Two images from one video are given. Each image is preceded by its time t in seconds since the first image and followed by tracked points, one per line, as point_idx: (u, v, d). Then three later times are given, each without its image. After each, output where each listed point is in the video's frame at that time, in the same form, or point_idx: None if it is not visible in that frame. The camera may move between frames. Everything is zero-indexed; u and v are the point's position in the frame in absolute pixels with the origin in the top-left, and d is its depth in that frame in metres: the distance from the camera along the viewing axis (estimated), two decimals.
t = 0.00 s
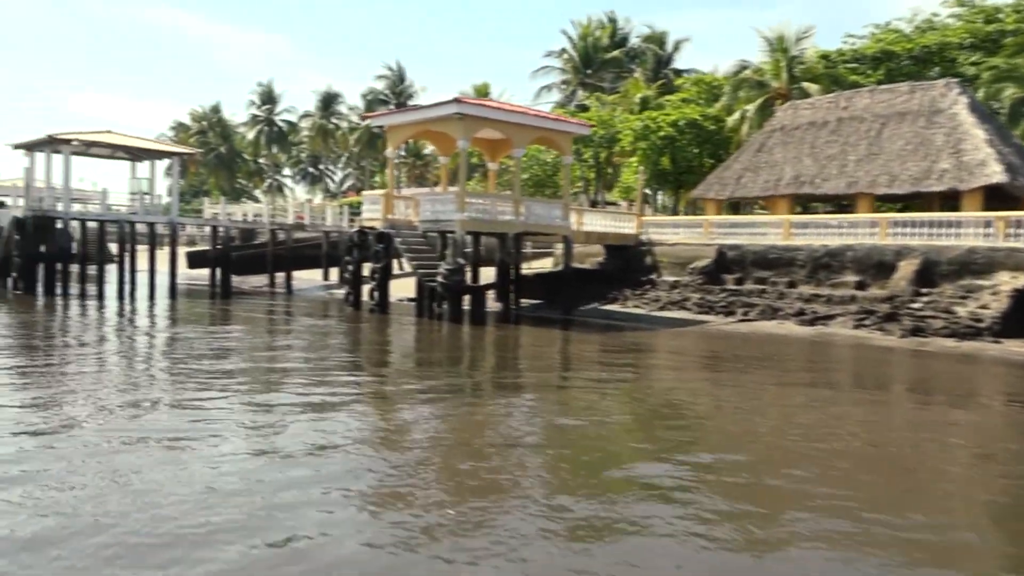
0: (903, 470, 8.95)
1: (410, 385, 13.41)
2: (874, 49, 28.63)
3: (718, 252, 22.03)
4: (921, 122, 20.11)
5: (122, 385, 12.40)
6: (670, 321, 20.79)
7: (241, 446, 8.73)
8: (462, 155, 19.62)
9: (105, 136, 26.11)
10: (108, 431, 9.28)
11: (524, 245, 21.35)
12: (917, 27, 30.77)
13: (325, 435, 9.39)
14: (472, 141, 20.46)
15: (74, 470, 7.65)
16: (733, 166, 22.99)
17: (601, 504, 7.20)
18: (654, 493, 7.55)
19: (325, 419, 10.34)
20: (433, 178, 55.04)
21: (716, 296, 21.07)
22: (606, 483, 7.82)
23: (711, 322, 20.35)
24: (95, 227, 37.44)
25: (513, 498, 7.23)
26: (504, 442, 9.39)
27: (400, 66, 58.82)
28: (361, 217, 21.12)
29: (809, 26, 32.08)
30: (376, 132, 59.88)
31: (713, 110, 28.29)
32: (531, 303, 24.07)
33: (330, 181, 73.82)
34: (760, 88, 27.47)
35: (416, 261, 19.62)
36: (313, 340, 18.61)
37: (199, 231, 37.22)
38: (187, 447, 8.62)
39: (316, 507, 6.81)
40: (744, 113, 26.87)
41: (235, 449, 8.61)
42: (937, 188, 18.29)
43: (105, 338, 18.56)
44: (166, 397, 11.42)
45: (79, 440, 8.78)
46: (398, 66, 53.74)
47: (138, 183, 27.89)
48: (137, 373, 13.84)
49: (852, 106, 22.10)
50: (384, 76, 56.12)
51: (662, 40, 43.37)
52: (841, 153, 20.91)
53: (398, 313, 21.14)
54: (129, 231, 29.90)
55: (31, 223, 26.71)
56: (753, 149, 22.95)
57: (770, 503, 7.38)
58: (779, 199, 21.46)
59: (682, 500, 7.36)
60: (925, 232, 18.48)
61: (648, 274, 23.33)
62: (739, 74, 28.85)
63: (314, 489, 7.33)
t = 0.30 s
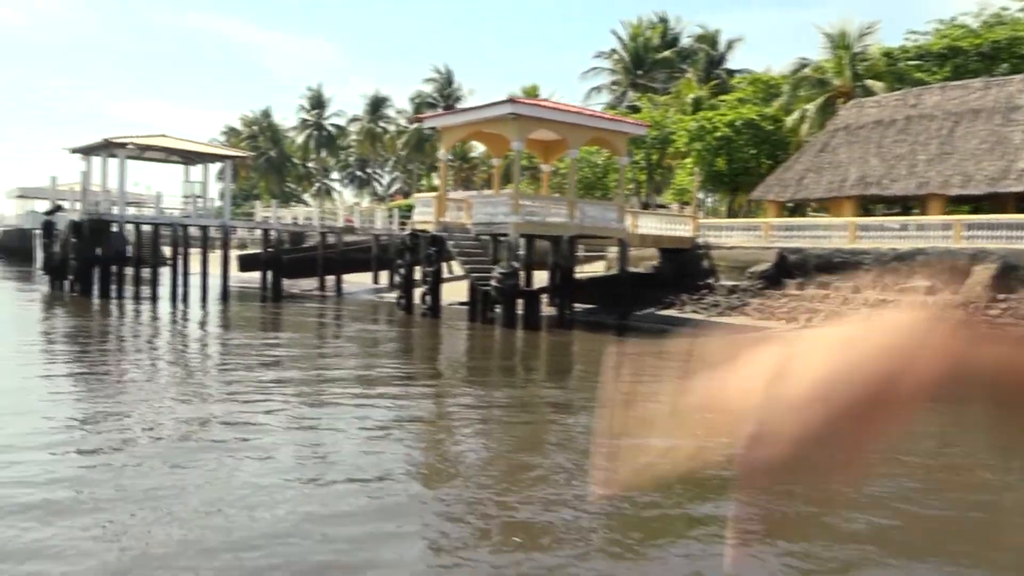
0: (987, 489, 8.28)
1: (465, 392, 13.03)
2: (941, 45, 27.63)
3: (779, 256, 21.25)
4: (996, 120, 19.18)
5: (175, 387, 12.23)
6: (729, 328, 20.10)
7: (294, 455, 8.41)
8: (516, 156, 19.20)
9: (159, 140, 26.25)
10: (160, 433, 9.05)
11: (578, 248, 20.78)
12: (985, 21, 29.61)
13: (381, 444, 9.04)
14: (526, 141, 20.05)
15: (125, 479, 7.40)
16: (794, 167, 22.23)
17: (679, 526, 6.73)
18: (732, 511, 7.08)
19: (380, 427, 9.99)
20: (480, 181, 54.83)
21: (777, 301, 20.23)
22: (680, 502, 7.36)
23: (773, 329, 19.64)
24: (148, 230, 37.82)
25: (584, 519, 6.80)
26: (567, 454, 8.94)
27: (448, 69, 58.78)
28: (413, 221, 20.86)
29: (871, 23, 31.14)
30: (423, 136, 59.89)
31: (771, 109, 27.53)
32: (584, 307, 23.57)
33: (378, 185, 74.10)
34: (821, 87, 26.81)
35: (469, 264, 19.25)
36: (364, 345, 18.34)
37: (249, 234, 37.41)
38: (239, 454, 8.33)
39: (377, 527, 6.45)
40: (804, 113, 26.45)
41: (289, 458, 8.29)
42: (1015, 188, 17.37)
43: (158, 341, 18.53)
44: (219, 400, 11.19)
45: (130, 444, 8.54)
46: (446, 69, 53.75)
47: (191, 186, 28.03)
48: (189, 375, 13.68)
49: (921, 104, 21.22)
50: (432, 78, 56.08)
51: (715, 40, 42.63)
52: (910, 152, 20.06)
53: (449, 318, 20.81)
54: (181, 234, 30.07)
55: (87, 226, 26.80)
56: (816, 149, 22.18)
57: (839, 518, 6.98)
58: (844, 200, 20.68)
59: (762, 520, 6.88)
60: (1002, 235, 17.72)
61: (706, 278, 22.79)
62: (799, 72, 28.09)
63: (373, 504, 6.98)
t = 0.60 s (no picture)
0: None
1: (523, 400, 12.59)
2: (1011, 40, 26.65)
3: (844, 259, 20.27)
4: None
5: (228, 395, 11.98)
6: (793, 334, 19.34)
7: (354, 472, 8.05)
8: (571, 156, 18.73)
9: (212, 142, 26.30)
10: (215, 448, 8.76)
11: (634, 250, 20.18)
12: None
13: (442, 462, 8.64)
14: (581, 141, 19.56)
15: (182, 498, 7.09)
16: (860, 166, 21.39)
17: (775, 556, 6.22)
18: (827, 539, 6.57)
19: (439, 440, 9.60)
20: (528, 182, 54.47)
21: (844, 306, 19.67)
22: (770, 527, 6.86)
23: (839, 336, 18.82)
24: (199, 231, 38.08)
25: (670, 547, 6.32)
26: (637, 472, 8.46)
27: (497, 71, 58.59)
28: (465, 223, 20.48)
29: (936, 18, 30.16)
30: (471, 138, 59.69)
31: (832, 108, 26.71)
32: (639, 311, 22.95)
33: (425, 187, 74.16)
34: (886, 83, 25.80)
35: (523, 266, 18.75)
36: (416, 350, 18.01)
37: (299, 236, 37.49)
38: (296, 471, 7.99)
39: (447, 555, 6.05)
40: (867, 111, 25.62)
41: (348, 475, 7.94)
42: None
43: (210, 345, 18.41)
44: (274, 410, 10.90)
45: (186, 459, 8.26)
46: (495, 70, 53.55)
47: (243, 189, 28.07)
48: (242, 380, 13.45)
49: (996, 100, 20.28)
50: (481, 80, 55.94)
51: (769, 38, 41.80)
52: (986, 151, 19.13)
53: (502, 322, 20.38)
54: (233, 236, 30.14)
55: (142, 229, 26.82)
56: (883, 148, 21.32)
57: (940, 543, 6.56)
58: (914, 200, 19.77)
59: (861, 551, 6.38)
60: None
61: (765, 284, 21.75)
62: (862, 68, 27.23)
63: (441, 528, 6.58)
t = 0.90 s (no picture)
0: None
1: (584, 404, 12.19)
2: None
3: (916, 259, 19.34)
4: None
5: (284, 397, 11.79)
6: (862, 339, 18.49)
7: (415, 483, 7.74)
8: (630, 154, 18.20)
9: (265, 143, 26.33)
10: (271, 454, 8.51)
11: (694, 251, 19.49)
12: None
13: (507, 471, 8.27)
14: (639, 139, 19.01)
15: (240, 508, 6.85)
16: (932, 162, 20.43)
17: None
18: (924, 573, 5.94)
19: (502, 446, 9.25)
20: (579, 182, 53.79)
21: (917, 308, 18.95)
22: (858, 556, 6.26)
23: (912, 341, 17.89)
24: (252, 232, 38.32)
25: None
26: (711, 482, 8.02)
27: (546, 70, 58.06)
28: (520, 223, 20.09)
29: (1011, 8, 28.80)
30: (519, 138, 59.20)
31: (899, 102, 25.61)
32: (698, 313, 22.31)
33: (474, 188, 73.96)
34: (957, 75, 24.74)
35: (580, 266, 18.20)
36: (469, 352, 17.67)
37: (350, 237, 37.51)
38: (356, 480, 7.71)
39: None
40: (938, 105, 24.42)
41: (411, 486, 7.63)
42: None
43: (264, 345, 18.33)
44: (330, 413, 10.65)
45: (242, 465, 8.03)
46: (545, 69, 53.07)
47: (296, 189, 28.08)
48: (297, 382, 13.27)
49: None
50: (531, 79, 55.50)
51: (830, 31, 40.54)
52: None
53: (557, 323, 19.95)
54: (285, 237, 30.22)
55: (196, 229, 27.07)
56: (957, 143, 20.33)
57: None
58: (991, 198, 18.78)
59: None
60: None
61: (830, 283, 21.08)
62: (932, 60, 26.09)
63: (501, 550, 6.15)
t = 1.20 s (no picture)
0: None
1: (655, 415, 11.65)
2: None
3: (1001, 260, 18.33)
4: None
5: (344, 408, 11.51)
6: (942, 345, 17.56)
7: (484, 502, 7.35)
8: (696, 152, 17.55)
9: (322, 145, 26.28)
10: (332, 474, 8.18)
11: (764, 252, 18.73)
12: None
13: (581, 492, 7.80)
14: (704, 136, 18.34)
15: (302, 534, 6.52)
16: (1017, 156, 19.35)
17: None
18: None
19: (574, 463, 8.77)
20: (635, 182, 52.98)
21: (1003, 311, 17.90)
22: None
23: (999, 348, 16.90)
24: (311, 234, 38.50)
25: None
26: (803, 507, 7.43)
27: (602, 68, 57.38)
28: (582, 224, 19.58)
29: None
30: (575, 138, 58.60)
31: (978, 93, 24.42)
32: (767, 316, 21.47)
33: (528, 189, 73.54)
34: None
35: (644, 269, 17.60)
36: (531, 357, 17.25)
37: (406, 239, 37.38)
38: (422, 503, 7.32)
39: None
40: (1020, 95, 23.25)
41: (480, 506, 7.24)
42: None
43: (323, 350, 18.19)
44: (392, 427, 10.31)
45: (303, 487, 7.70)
46: (600, 67, 52.44)
47: (353, 192, 28.01)
48: (357, 390, 12.98)
49: None
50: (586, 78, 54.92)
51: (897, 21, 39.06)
52: None
53: (619, 327, 19.40)
54: (343, 240, 30.20)
55: (256, 233, 27.22)
56: None
57: None
58: None
59: None
60: None
61: (909, 285, 20.05)
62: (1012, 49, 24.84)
63: None
